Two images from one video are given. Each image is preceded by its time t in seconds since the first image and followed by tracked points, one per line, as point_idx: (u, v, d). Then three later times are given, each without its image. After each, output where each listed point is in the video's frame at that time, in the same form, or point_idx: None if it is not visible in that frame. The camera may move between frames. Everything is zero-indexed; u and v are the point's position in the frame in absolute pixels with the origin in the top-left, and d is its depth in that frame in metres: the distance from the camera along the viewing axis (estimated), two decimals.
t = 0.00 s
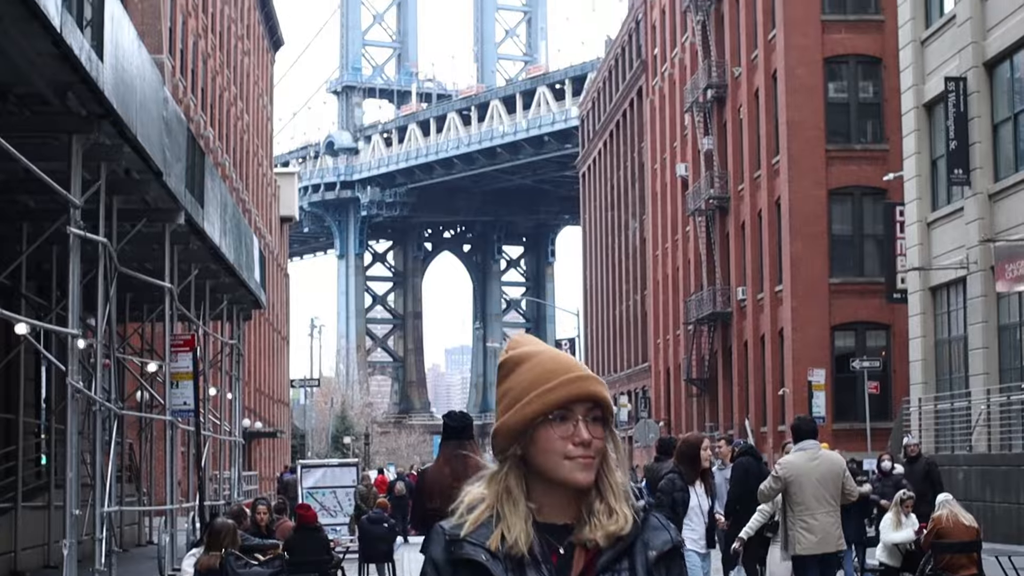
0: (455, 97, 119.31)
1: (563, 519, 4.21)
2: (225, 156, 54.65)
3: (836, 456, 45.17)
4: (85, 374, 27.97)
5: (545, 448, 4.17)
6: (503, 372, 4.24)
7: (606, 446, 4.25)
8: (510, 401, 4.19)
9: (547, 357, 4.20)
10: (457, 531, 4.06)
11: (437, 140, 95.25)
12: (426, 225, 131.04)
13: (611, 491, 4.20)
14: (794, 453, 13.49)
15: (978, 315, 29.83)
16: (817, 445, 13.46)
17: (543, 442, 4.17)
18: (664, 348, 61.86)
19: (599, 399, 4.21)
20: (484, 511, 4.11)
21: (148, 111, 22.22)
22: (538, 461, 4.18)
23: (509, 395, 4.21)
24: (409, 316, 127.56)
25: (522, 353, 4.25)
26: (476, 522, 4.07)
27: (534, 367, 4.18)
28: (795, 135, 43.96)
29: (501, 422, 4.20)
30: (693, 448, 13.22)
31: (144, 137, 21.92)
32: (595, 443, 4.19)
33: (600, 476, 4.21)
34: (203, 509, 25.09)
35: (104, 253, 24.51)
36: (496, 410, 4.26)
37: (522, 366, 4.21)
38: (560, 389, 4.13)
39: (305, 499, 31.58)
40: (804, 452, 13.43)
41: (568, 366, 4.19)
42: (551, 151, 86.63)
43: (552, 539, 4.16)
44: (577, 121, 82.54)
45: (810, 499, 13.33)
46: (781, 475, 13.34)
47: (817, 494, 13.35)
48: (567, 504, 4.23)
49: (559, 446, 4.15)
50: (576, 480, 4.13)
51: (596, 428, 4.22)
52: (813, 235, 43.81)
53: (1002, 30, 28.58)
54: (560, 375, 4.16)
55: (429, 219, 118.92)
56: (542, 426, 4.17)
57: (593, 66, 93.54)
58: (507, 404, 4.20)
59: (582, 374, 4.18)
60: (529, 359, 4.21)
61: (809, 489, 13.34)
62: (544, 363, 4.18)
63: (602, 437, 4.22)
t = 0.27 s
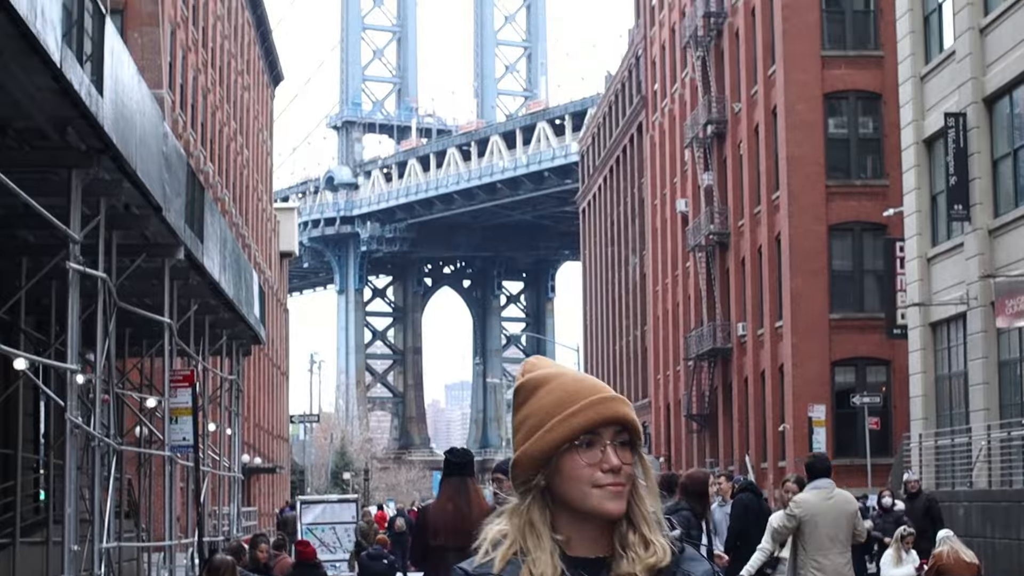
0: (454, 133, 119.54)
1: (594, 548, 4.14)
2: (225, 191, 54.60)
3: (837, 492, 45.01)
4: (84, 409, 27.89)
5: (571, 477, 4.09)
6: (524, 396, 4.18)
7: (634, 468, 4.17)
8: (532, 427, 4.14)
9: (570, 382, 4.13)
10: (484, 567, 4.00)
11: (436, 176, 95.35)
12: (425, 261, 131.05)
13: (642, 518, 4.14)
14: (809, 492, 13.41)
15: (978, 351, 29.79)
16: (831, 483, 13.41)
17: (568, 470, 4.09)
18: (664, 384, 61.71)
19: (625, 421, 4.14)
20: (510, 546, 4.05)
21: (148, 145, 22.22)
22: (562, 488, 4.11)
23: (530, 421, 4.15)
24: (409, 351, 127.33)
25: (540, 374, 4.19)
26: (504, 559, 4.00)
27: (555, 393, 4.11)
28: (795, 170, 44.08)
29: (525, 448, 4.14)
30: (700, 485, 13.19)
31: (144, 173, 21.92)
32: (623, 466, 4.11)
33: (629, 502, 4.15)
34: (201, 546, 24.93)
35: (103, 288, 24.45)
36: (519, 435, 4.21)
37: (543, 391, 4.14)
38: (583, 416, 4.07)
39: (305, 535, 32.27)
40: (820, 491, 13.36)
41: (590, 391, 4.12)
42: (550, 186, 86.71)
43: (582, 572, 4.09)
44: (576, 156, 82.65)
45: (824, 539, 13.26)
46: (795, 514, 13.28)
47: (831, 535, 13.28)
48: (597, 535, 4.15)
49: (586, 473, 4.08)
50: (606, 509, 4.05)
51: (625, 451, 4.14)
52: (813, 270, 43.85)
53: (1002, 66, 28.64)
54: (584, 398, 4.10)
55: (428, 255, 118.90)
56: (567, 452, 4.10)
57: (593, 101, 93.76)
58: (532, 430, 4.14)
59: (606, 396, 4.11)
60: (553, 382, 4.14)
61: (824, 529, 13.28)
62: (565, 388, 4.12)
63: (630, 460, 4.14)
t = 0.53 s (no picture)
0: (454, 168, 119.71)
1: None
2: (224, 227, 54.58)
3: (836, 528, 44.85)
4: (82, 443, 27.89)
5: (605, 509, 3.71)
6: (552, 423, 3.82)
7: (672, 497, 3.81)
8: (562, 455, 3.76)
9: (602, 404, 3.77)
10: None
11: (436, 211, 95.44)
12: (424, 297, 131.02)
13: (678, 552, 3.77)
14: (821, 528, 13.34)
15: (978, 387, 29.76)
16: (843, 520, 13.36)
17: (602, 501, 3.71)
18: (662, 420, 61.64)
19: (662, 448, 3.78)
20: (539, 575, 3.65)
21: (148, 181, 22.27)
22: (596, 522, 3.72)
23: (558, 451, 3.79)
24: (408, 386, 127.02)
25: (567, 397, 3.83)
26: None
27: (585, 418, 3.74)
28: (794, 206, 44.19)
29: (552, 479, 3.77)
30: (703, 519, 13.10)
31: (144, 209, 21.95)
32: (662, 498, 3.73)
33: (668, 538, 3.77)
34: None
35: (103, 323, 24.42)
36: (547, 465, 3.84)
37: (572, 419, 3.77)
38: (615, 445, 3.71)
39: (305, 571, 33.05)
40: (832, 527, 13.29)
41: (624, 415, 3.76)
42: (550, 222, 86.77)
43: None
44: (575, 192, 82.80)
45: (834, 573, 13.10)
46: (807, 548, 13.21)
47: (841, 568, 13.14)
48: (633, 568, 3.74)
49: (621, 504, 3.70)
50: (642, 542, 3.67)
51: (662, 480, 3.77)
52: (812, 306, 43.87)
53: (1001, 102, 28.73)
54: (618, 423, 3.74)
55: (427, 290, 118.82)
56: (600, 481, 3.73)
57: (592, 137, 93.93)
58: (560, 460, 3.77)
59: (639, 422, 3.75)
60: (584, 406, 3.77)
61: (835, 563, 13.14)
62: (598, 412, 3.75)
63: (669, 489, 3.77)
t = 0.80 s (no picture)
0: (454, 196, 119.95)
1: None
2: (226, 254, 54.70)
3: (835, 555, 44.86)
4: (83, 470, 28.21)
5: (673, 543, 2.86)
6: (606, 459, 2.97)
7: (748, 535, 2.95)
8: (623, 493, 2.90)
9: (662, 431, 2.91)
10: None
11: (437, 239, 95.59)
12: (424, 325, 131.10)
13: None
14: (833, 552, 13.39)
15: (975, 414, 29.90)
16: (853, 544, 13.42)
17: (669, 536, 2.86)
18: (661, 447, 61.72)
19: (732, 478, 2.92)
20: None
21: (150, 211, 22.48)
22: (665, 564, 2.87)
23: (609, 491, 2.94)
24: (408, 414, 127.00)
25: (616, 424, 3.00)
26: None
27: (642, 449, 2.89)
28: (792, 236, 44.44)
29: (605, 525, 2.92)
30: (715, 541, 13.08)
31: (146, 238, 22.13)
32: (736, 531, 2.88)
33: None
34: None
35: (105, 351, 24.58)
36: (605, 507, 2.98)
37: (629, 451, 2.91)
38: (681, 476, 2.86)
39: None
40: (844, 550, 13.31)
41: (691, 441, 2.90)
42: (550, 250, 86.95)
43: None
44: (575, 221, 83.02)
45: None
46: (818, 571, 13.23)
47: None
48: None
49: (691, 539, 2.85)
50: None
51: (733, 514, 2.92)
52: (811, 334, 44.02)
53: (998, 131, 28.97)
54: (687, 450, 2.89)
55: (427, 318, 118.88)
56: (664, 519, 2.87)
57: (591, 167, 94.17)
58: (617, 499, 2.91)
59: (708, 446, 2.89)
60: (643, 436, 2.92)
61: None
62: (660, 441, 2.89)
63: (743, 524, 2.92)
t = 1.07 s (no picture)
0: (454, 231, 120.13)
1: None
2: (226, 288, 54.69)
3: None
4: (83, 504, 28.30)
5: (751, 554, 2.66)
6: (683, 456, 2.78)
7: (831, 548, 2.75)
8: (698, 494, 2.71)
9: (745, 429, 2.71)
10: None
11: (438, 274, 95.65)
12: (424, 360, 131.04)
13: None
14: None
15: (975, 449, 29.95)
16: None
17: (746, 547, 2.66)
18: (661, 481, 61.62)
19: (817, 482, 2.71)
20: None
21: (151, 246, 22.56)
22: (737, 575, 2.67)
23: (687, 491, 2.75)
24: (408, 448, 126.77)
25: (695, 417, 2.80)
26: None
27: (723, 447, 2.69)
28: (791, 271, 44.53)
29: (680, 528, 2.73)
30: None
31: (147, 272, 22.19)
32: (818, 543, 2.69)
33: None
34: None
35: (105, 386, 24.61)
36: (677, 510, 2.80)
37: (707, 449, 2.72)
38: (763, 481, 2.66)
39: None
40: None
41: (775, 441, 2.70)
42: (550, 285, 87.02)
43: None
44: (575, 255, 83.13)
45: None
46: None
47: None
48: None
49: (768, 552, 2.65)
50: None
51: (819, 527, 2.72)
52: (811, 369, 44.07)
53: (996, 166, 29.10)
54: (771, 451, 2.69)
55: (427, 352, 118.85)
56: (740, 526, 2.67)
57: (591, 202, 94.34)
58: (694, 498, 2.72)
59: (793, 447, 2.69)
60: (725, 430, 2.72)
61: None
62: (743, 439, 2.69)
63: (828, 537, 2.72)
